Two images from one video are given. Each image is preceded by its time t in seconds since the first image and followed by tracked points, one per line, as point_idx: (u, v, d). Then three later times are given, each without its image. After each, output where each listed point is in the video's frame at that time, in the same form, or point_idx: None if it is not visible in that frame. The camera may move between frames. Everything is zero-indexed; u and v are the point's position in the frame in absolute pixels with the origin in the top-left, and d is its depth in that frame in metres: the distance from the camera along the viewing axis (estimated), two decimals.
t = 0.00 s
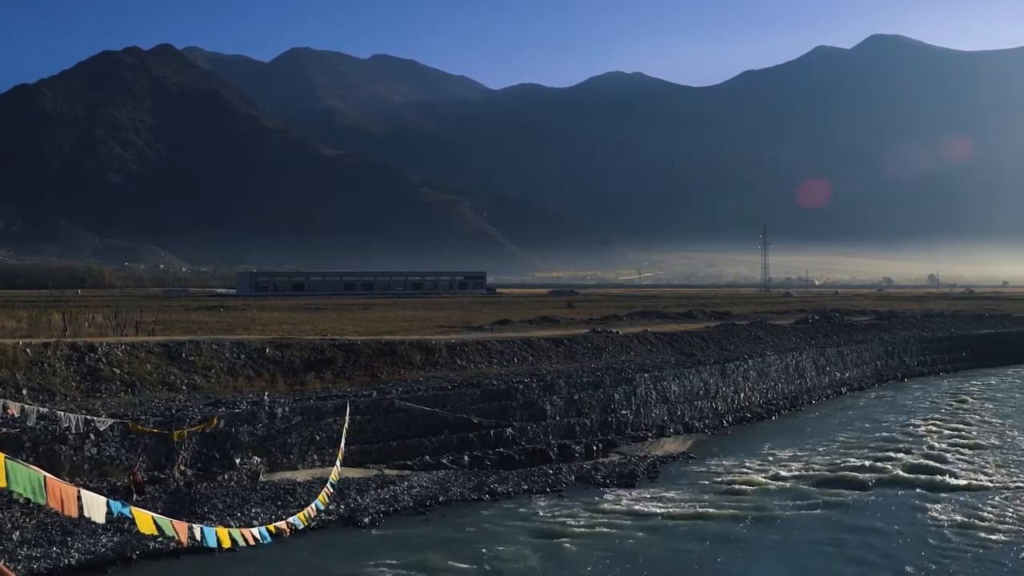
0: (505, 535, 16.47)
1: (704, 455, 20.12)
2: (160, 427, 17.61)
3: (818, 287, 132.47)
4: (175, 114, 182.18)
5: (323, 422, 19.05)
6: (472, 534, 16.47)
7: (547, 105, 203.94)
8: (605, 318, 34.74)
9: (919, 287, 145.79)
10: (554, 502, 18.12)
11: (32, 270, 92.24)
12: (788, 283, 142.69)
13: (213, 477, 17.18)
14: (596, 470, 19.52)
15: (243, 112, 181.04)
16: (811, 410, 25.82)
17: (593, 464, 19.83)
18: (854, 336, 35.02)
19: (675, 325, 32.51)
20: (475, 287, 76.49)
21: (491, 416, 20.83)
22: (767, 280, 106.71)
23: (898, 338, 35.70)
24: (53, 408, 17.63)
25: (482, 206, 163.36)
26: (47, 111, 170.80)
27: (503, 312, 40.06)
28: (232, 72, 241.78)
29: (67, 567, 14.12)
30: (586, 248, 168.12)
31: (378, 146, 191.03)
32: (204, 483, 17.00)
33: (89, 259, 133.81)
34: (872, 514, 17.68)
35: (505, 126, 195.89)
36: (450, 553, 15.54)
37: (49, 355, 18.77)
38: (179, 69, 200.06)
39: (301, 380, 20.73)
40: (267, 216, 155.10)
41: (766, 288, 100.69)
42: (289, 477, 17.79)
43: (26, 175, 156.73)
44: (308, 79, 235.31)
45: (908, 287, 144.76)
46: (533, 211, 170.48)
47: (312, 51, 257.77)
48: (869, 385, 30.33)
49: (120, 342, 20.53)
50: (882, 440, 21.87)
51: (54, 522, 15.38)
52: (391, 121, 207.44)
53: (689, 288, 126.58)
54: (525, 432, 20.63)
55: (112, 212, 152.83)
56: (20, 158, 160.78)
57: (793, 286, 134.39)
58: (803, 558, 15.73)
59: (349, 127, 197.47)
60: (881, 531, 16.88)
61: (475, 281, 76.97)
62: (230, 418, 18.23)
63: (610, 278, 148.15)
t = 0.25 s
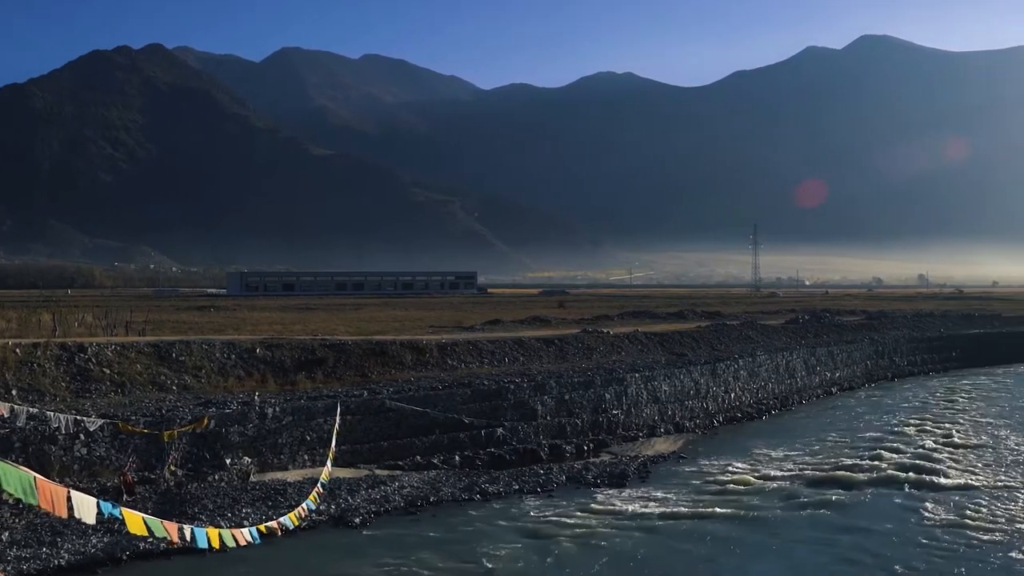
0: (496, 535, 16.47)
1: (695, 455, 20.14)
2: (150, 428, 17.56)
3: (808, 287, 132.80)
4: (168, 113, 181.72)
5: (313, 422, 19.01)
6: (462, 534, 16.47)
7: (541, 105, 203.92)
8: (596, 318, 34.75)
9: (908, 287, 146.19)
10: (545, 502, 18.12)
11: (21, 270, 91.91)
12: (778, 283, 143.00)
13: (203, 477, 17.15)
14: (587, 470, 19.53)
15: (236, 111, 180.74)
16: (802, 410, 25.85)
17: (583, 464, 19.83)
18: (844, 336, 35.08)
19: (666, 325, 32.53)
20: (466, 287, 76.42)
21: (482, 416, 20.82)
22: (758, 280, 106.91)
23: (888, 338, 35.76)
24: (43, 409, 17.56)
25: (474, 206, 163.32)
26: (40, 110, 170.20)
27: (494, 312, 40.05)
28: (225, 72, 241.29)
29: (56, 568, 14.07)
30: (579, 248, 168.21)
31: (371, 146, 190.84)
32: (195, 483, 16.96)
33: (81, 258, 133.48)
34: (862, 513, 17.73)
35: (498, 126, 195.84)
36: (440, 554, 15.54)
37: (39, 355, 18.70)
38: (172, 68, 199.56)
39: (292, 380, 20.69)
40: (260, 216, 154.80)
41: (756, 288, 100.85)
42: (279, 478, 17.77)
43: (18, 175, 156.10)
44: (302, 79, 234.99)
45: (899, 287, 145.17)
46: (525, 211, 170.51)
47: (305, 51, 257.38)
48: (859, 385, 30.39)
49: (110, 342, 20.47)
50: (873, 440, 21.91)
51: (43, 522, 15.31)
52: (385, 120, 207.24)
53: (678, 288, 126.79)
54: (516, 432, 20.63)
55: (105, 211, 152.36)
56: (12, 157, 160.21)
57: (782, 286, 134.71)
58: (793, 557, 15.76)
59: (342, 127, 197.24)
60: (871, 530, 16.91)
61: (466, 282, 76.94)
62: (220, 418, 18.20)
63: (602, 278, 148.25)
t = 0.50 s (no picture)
0: (486, 535, 16.46)
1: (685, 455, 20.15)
2: (140, 428, 17.51)
3: (799, 287, 133.11)
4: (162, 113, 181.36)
5: (304, 422, 18.96)
6: (453, 534, 16.46)
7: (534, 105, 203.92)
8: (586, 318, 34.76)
9: (898, 288, 146.63)
10: (536, 501, 18.12)
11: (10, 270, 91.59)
12: (769, 283, 143.34)
13: (193, 478, 17.11)
14: (577, 470, 19.52)
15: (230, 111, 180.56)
16: (792, 410, 25.86)
17: (574, 464, 19.83)
18: (834, 336, 35.11)
19: (657, 325, 32.52)
20: (457, 287, 76.38)
21: (472, 416, 20.80)
22: (748, 280, 107.08)
23: (878, 338, 35.78)
24: (32, 409, 17.50)
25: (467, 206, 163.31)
26: (33, 109, 169.73)
27: (484, 312, 40.04)
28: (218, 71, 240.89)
29: (46, 569, 14.02)
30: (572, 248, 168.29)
31: (366, 145, 190.70)
32: (184, 484, 16.92)
33: (72, 258, 133.15)
34: (853, 512, 17.74)
35: (493, 125, 195.80)
36: (431, 553, 15.52)
37: (28, 355, 18.61)
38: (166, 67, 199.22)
39: (282, 380, 20.65)
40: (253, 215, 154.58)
41: (747, 288, 101.02)
42: (269, 478, 17.74)
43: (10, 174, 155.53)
44: (296, 78, 234.73)
45: (889, 287, 145.64)
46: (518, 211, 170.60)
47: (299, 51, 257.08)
48: (850, 385, 30.41)
49: (100, 342, 20.42)
50: (863, 440, 21.93)
51: (33, 524, 15.25)
52: (379, 119, 207.05)
53: (669, 288, 127.07)
54: (507, 432, 20.60)
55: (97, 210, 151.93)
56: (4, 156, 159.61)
57: (773, 286, 135.04)
58: (785, 557, 15.76)
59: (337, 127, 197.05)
60: (862, 530, 16.93)
61: (456, 281, 76.93)
62: (210, 418, 18.15)
63: (594, 277, 148.40)
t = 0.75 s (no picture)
0: (476, 535, 16.46)
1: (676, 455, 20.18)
2: (130, 428, 17.46)
3: (789, 287, 133.37)
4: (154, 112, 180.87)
5: (294, 422, 18.92)
6: (444, 534, 16.46)
7: (527, 105, 203.96)
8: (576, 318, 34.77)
9: (888, 287, 147.10)
10: (526, 501, 18.11)
11: None
12: (759, 283, 143.63)
13: (183, 478, 17.05)
14: (567, 470, 19.52)
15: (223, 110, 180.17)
16: (781, 410, 25.90)
17: (564, 464, 19.83)
18: (824, 336, 35.16)
19: (647, 325, 32.54)
20: (447, 287, 76.30)
21: (463, 416, 20.78)
22: (738, 280, 107.29)
23: (868, 338, 35.84)
24: (21, 409, 17.42)
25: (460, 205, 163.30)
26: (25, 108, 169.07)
27: (474, 312, 40.02)
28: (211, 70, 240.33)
29: (35, 569, 13.96)
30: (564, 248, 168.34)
31: (359, 145, 190.49)
32: (174, 484, 16.87)
33: (62, 258, 132.66)
34: (842, 512, 17.78)
35: (486, 125, 195.71)
36: (421, 554, 15.51)
37: (17, 355, 18.53)
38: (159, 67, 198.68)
39: (272, 380, 20.60)
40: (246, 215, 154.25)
41: (737, 288, 101.19)
42: (259, 478, 17.71)
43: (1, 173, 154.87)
44: (289, 78, 234.34)
45: (878, 287, 146.07)
46: (510, 211, 170.66)
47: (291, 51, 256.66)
48: (839, 385, 30.48)
49: (90, 343, 20.35)
50: (852, 439, 21.98)
51: (22, 524, 15.18)
52: (372, 118, 206.80)
53: (659, 288, 127.27)
54: (497, 432, 20.60)
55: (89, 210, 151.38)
56: None
57: (763, 286, 135.38)
58: (774, 556, 15.80)
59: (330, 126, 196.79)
60: (851, 529, 16.98)
61: (447, 282, 76.87)
62: (200, 418, 18.10)
63: (586, 278, 148.50)
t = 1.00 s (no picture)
0: (466, 535, 16.45)
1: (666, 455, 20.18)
2: (119, 429, 17.39)
3: (779, 287, 133.64)
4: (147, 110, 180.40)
5: (284, 422, 18.88)
6: (435, 534, 16.44)
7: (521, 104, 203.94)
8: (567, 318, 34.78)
9: (878, 287, 147.64)
10: (517, 501, 18.10)
11: None
12: (750, 283, 143.76)
13: (173, 479, 17.00)
14: (558, 470, 19.52)
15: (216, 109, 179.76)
16: (771, 410, 25.94)
17: (555, 464, 19.83)
18: (814, 336, 35.22)
19: (637, 325, 32.55)
20: (438, 287, 76.32)
21: (453, 416, 20.76)
22: (728, 280, 107.51)
23: (858, 338, 35.90)
24: (9, 410, 17.34)
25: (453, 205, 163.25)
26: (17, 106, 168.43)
27: (464, 312, 40.01)
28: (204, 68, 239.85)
29: (23, 570, 13.90)
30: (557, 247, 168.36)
31: (353, 144, 190.27)
32: (164, 485, 16.81)
33: (54, 258, 132.21)
34: (832, 512, 17.80)
35: (479, 124, 195.63)
36: (413, 554, 15.49)
37: (6, 356, 18.44)
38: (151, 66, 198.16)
39: (262, 380, 20.55)
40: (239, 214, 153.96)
41: (727, 288, 101.36)
42: (249, 479, 17.66)
43: None
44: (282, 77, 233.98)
45: (868, 287, 146.50)
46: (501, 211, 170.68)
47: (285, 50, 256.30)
48: (829, 385, 30.53)
49: (79, 343, 20.28)
50: (842, 438, 22.05)
51: (11, 524, 15.11)
52: (366, 116, 206.57)
53: (649, 288, 127.43)
54: (487, 432, 20.59)
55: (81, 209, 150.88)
56: None
57: (753, 286, 135.64)
58: (764, 555, 15.81)
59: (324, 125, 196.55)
60: (840, 529, 17.00)
61: (437, 281, 76.89)
62: (190, 418, 18.05)
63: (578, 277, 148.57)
